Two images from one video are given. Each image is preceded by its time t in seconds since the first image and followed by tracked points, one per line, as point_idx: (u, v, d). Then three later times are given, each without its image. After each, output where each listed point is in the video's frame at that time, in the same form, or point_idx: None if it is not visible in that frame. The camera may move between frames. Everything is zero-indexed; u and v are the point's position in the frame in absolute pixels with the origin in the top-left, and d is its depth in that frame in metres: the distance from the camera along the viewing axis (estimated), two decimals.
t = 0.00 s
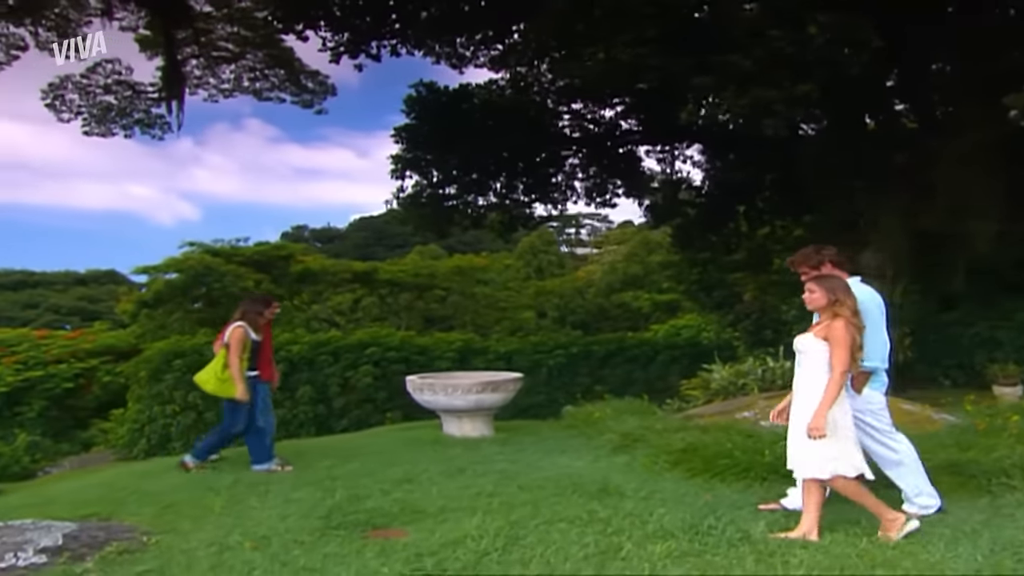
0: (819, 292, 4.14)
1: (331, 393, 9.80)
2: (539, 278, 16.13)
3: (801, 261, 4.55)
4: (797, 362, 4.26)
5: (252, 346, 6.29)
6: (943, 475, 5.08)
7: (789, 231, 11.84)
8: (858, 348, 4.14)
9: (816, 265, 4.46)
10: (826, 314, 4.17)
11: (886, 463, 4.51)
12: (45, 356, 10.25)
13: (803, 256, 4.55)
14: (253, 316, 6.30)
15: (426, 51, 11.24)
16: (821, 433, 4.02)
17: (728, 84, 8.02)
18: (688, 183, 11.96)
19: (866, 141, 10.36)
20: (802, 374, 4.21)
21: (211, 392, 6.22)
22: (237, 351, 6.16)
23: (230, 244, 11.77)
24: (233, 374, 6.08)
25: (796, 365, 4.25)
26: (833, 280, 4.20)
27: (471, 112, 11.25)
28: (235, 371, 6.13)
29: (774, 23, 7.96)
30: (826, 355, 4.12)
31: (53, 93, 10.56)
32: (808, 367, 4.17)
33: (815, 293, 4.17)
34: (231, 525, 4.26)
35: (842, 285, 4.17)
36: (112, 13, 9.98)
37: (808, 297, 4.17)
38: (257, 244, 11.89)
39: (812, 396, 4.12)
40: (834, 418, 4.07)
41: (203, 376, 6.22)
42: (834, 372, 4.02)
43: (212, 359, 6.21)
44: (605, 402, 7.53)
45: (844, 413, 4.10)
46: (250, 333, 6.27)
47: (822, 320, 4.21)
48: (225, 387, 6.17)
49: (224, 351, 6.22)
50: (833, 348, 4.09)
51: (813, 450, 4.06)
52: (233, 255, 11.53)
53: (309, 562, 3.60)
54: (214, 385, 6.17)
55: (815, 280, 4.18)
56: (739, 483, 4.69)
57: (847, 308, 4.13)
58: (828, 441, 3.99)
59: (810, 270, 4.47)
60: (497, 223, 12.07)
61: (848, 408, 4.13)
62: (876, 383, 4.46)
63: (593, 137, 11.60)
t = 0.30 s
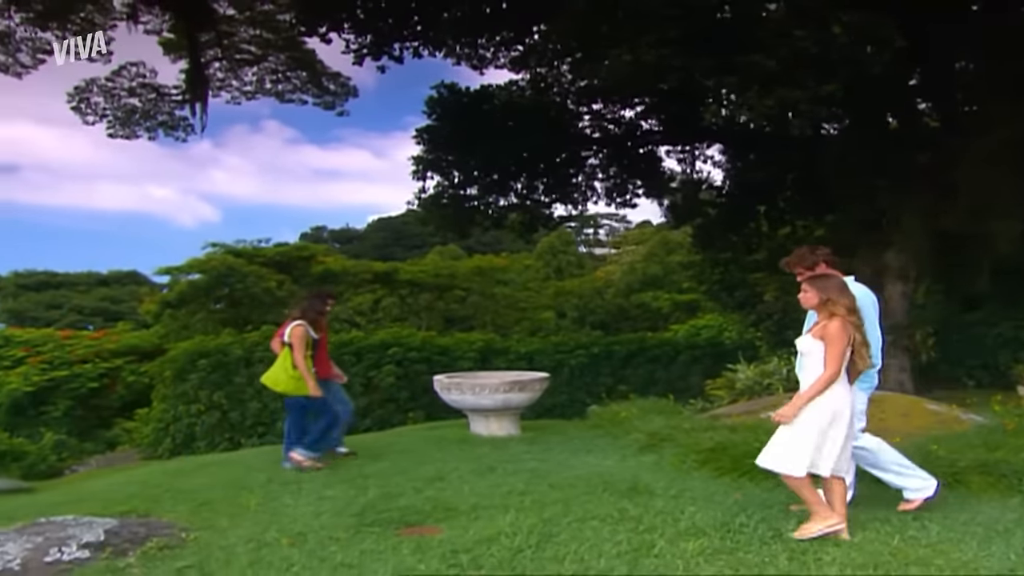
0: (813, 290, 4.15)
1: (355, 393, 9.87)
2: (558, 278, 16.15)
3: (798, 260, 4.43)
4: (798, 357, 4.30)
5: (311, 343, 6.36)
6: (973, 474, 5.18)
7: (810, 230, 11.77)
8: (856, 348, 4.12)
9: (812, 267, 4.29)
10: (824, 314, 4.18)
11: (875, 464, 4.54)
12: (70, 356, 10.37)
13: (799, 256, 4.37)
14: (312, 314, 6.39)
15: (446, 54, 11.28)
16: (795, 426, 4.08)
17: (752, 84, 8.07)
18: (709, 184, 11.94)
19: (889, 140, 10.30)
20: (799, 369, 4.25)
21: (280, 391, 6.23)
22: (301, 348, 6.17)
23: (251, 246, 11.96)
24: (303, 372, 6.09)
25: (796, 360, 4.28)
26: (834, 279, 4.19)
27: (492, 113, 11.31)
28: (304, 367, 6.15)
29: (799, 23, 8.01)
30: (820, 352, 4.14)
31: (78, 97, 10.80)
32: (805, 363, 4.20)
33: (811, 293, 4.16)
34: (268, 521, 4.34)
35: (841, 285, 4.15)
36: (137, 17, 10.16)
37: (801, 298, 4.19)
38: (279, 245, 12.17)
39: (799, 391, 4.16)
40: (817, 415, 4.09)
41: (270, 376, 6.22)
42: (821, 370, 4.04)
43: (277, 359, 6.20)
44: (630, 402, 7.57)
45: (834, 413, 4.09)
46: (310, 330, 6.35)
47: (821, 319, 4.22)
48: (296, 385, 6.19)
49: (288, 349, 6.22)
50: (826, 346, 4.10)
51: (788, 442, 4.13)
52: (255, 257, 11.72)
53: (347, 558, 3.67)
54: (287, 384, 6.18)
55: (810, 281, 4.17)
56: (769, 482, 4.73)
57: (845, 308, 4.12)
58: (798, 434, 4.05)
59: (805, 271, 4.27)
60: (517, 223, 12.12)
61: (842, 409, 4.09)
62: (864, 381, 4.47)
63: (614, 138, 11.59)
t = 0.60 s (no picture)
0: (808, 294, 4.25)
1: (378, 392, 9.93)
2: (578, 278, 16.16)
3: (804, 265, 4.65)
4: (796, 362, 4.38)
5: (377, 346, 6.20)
6: (1004, 474, 5.36)
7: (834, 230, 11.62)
8: (848, 350, 4.20)
9: (818, 266, 4.52)
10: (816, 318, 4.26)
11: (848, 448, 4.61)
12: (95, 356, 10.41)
13: (806, 259, 4.67)
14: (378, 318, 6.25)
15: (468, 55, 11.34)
16: (801, 436, 4.18)
17: (777, 84, 8.09)
18: (731, 184, 11.89)
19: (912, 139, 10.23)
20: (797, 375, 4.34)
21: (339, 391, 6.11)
22: (365, 349, 6.03)
23: (273, 247, 12.05)
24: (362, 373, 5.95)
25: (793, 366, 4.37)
26: (824, 283, 4.26)
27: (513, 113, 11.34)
28: (364, 368, 6.01)
29: (824, 23, 8.03)
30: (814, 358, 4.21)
31: (104, 100, 10.92)
32: (802, 369, 4.29)
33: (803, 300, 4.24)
34: (303, 518, 4.40)
35: (832, 288, 4.22)
36: (163, 20, 10.26)
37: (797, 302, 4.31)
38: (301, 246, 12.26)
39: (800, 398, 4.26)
40: (819, 421, 4.19)
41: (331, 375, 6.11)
42: (815, 377, 4.12)
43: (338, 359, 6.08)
44: (654, 402, 7.59)
45: (833, 415, 4.20)
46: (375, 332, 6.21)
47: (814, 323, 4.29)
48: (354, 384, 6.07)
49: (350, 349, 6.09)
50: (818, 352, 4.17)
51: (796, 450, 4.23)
52: (277, 257, 11.81)
53: (383, 554, 3.73)
54: (346, 385, 6.05)
55: (805, 286, 4.27)
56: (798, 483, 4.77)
57: (835, 312, 4.19)
58: (805, 444, 4.15)
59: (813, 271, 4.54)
60: (539, 224, 12.16)
61: (842, 410, 4.20)
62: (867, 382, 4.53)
63: (636, 138, 11.62)
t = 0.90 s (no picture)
0: (801, 296, 4.32)
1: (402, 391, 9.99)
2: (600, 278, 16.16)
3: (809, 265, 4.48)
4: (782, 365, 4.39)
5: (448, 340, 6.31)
6: None
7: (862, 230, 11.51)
8: (836, 351, 4.26)
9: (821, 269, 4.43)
10: (806, 321, 4.31)
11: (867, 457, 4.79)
12: (121, 356, 10.77)
13: (811, 264, 4.43)
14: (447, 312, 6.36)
15: (492, 56, 11.38)
16: (805, 439, 4.20)
17: (804, 84, 8.09)
18: (755, 184, 11.85)
19: (939, 139, 10.17)
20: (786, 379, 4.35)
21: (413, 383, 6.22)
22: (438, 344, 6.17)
23: (297, 247, 12.17)
24: (437, 367, 6.09)
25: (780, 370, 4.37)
26: (813, 287, 4.32)
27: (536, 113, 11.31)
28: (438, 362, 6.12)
29: (852, 23, 8.02)
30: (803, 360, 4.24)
31: (131, 102, 11.07)
32: (790, 372, 4.31)
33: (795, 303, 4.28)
34: (340, 515, 4.47)
35: (822, 291, 4.28)
36: (190, 24, 10.38)
37: (791, 303, 4.34)
38: (324, 246, 12.37)
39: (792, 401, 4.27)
40: (815, 421, 4.23)
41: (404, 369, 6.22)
42: (809, 379, 4.15)
43: (412, 353, 6.21)
44: (682, 402, 7.59)
45: (826, 414, 4.25)
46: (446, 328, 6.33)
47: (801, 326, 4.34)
48: (427, 378, 6.19)
49: (423, 344, 6.22)
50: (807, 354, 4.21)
51: (797, 453, 4.25)
52: (301, 257, 11.94)
53: (422, 551, 3.78)
54: (420, 377, 6.16)
55: (800, 287, 4.33)
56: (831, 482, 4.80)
57: (825, 315, 4.26)
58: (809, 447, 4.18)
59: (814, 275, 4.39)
60: (564, 224, 12.19)
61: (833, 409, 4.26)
62: (860, 387, 4.54)
63: (659, 139, 11.65)
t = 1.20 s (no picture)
0: (801, 297, 4.38)
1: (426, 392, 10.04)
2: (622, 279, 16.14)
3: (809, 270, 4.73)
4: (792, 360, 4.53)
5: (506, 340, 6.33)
6: None
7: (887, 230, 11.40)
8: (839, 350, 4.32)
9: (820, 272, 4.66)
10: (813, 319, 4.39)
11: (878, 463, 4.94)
12: (148, 356, 10.99)
13: (811, 267, 4.71)
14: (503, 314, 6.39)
15: (514, 58, 11.41)
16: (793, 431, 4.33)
17: (830, 85, 8.10)
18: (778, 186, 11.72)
19: (965, 138, 10.13)
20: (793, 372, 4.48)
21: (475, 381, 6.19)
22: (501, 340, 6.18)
23: (320, 249, 12.26)
24: (501, 363, 6.07)
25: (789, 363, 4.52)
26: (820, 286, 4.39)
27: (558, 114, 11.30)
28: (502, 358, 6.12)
29: (878, 23, 8.02)
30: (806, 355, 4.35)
31: (157, 106, 11.05)
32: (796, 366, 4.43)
33: (799, 301, 4.38)
34: (375, 513, 4.53)
35: (828, 291, 4.35)
36: (215, 27, 10.82)
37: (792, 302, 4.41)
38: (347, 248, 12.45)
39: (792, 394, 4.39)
40: (809, 416, 4.32)
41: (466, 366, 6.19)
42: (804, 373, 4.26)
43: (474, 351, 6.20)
44: (708, 403, 7.61)
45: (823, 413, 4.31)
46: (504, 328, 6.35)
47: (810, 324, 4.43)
48: (490, 375, 6.18)
49: (484, 341, 6.23)
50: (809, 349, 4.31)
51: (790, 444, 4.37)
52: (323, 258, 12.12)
53: (458, 549, 3.83)
54: (483, 374, 6.15)
55: (800, 287, 4.40)
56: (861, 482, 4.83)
57: (830, 313, 4.32)
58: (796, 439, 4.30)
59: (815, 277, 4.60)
60: (587, 225, 12.22)
61: (831, 407, 4.30)
62: (852, 388, 4.63)
63: (682, 139, 11.55)
